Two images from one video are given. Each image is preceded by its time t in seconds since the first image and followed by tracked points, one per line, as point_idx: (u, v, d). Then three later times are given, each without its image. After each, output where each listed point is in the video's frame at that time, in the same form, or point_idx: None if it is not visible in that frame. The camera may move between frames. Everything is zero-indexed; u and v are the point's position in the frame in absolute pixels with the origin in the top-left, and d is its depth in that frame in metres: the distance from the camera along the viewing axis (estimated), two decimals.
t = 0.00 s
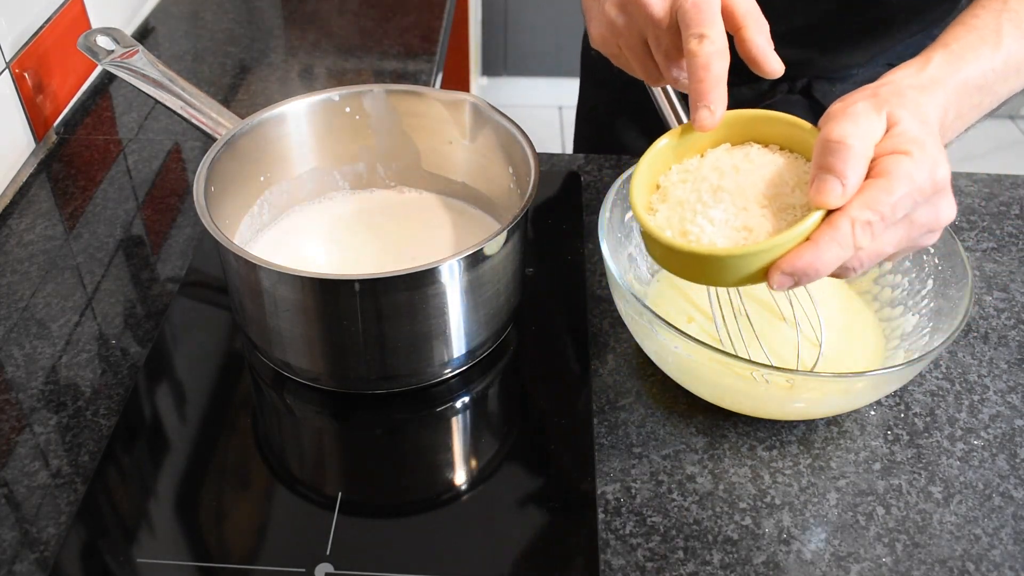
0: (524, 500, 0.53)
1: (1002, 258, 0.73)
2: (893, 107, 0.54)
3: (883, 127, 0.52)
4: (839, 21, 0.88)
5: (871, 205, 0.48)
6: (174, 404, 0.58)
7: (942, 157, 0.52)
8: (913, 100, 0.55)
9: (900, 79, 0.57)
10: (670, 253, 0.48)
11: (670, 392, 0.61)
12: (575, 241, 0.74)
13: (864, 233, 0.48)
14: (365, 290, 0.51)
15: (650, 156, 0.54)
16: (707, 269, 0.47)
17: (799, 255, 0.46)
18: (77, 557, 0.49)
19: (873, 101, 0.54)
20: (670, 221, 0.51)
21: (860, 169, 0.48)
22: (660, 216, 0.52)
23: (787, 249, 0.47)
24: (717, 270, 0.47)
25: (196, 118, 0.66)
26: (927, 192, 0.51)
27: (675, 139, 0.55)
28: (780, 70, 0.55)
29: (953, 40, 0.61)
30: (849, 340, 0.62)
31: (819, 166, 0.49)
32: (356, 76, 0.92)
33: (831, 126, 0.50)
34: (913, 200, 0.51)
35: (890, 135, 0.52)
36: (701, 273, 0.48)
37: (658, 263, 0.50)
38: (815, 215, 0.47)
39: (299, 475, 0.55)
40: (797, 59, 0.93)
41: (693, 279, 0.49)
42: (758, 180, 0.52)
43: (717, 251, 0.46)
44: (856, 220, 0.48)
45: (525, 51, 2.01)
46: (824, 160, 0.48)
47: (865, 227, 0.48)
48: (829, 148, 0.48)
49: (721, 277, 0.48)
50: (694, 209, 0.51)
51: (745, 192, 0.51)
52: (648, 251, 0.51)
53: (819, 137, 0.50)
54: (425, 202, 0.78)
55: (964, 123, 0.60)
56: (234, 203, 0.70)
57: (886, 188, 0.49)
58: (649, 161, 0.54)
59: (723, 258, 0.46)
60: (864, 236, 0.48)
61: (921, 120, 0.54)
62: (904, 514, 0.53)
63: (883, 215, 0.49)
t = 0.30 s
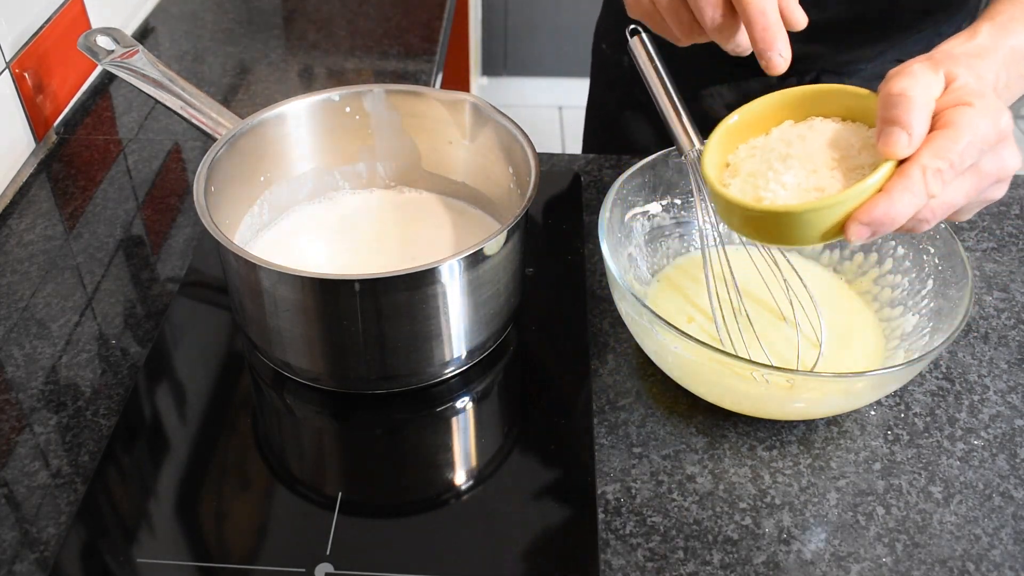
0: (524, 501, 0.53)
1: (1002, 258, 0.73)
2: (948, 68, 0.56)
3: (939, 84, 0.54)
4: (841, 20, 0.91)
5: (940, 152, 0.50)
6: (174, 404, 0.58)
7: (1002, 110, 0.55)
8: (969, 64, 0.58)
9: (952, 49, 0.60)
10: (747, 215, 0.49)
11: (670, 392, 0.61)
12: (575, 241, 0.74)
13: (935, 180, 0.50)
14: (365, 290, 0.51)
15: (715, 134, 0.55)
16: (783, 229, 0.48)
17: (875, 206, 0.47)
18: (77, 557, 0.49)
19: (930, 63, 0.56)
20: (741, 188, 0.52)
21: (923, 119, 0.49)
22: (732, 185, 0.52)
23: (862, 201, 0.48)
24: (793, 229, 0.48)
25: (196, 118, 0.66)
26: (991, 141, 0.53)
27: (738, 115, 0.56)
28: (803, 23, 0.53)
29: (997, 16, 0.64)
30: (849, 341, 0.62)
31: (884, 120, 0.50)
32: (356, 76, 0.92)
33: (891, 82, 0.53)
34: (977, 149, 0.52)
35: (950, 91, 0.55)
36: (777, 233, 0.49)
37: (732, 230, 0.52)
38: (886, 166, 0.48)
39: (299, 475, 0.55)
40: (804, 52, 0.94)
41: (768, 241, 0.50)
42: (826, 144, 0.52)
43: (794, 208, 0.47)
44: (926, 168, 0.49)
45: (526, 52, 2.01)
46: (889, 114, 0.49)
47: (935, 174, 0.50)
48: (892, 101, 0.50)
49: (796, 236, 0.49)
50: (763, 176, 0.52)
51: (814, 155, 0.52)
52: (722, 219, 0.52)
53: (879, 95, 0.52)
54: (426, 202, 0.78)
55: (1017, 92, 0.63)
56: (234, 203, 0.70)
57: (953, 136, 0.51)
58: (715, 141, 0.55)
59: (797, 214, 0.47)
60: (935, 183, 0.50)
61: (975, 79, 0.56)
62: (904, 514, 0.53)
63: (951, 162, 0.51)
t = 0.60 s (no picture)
0: (523, 501, 0.53)
1: (1002, 258, 0.73)
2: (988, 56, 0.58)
3: (984, 70, 0.57)
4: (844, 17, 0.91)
5: (990, 133, 0.52)
6: (174, 404, 0.58)
7: None
8: (1010, 49, 0.60)
9: (990, 40, 0.62)
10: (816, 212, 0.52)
11: (670, 392, 0.61)
12: (575, 241, 0.74)
13: (988, 159, 0.52)
14: (365, 290, 0.51)
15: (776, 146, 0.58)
16: (849, 219, 0.51)
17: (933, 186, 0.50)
18: (77, 556, 0.49)
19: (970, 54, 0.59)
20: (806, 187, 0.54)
21: (970, 103, 0.52)
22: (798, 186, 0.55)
23: (921, 185, 0.50)
24: (859, 218, 0.51)
25: (196, 118, 0.66)
26: None
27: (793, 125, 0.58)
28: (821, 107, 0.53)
29: None
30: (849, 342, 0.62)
31: (932, 108, 0.52)
32: (357, 76, 0.92)
33: (936, 72, 0.55)
34: None
35: (993, 77, 0.57)
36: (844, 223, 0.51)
37: (802, 223, 0.55)
38: (939, 149, 0.51)
39: (299, 475, 0.55)
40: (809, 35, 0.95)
41: (838, 230, 0.53)
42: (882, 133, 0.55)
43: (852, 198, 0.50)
44: (979, 147, 0.51)
45: (526, 52, 2.01)
46: (934, 99, 0.52)
47: (988, 153, 0.52)
48: (938, 91, 0.52)
49: (863, 224, 0.52)
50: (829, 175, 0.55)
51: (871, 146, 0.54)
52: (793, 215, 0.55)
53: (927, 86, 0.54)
54: (427, 202, 0.78)
55: None
56: (234, 203, 0.70)
57: (999, 118, 0.53)
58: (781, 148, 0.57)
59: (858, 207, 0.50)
60: (988, 162, 0.52)
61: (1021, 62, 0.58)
62: (904, 514, 0.53)
63: (999, 141, 0.53)
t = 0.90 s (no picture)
0: (523, 501, 0.53)
1: (1003, 258, 0.73)
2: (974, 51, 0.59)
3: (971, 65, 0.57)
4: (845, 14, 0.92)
5: (978, 128, 0.53)
6: (174, 404, 0.58)
7: None
8: (995, 45, 0.60)
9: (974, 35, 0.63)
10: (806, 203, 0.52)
11: (670, 392, 0.61)
12: (575, 241, 0.74)
13: (977, 153, 0.52)
14: (365, 290, 0.51)
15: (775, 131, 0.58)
16: (841, 211, 0.51)
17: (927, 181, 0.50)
18: (77, 556, 0.49)
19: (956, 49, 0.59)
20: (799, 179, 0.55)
21: (958, 98, 0.52)
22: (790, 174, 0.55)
23: (912, 180, 0.51)
24: (851, 211, 0.51)
25: (196, 119, 0.66)
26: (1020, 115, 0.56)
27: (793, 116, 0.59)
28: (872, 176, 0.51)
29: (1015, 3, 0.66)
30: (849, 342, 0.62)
31: (921, 105, 0.53)
32: (356, 75, 0.92)
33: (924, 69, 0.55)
34: (1011, 122, 0.55)
35: (979, 72, 0.57)
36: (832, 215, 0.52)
37: (797, 217, 0.54)
38: (931, 144, 0.51)
39: (299, 475, 0.55)
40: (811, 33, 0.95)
41: (829, 223, 0.53)
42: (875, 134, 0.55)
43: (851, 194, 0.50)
44: (969, 142, 0.52)
45: (526, 52, 2.01)
46: (926, 95, 0.53)
47: (978, 148, 0.53)
48: (928, 88, 0.53)
49: (854, 218, 0.52)
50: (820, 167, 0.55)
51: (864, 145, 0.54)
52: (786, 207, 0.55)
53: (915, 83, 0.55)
54: (427, 202, 0.78)
55: None
56: (234, 203, 0.70)
57: (986, 113, 0.54)
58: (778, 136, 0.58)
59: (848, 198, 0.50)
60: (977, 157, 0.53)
61: (1007, 58, 0.59)
62: (904, 514, 0.53)
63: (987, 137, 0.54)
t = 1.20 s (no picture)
0: (523, 501, 0.53)
1: (1002, 258, 0.73)
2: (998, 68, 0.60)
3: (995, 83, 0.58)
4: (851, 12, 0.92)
5: (1002, 145, 0.54)
6: (174, 405, 0.58)
7: None
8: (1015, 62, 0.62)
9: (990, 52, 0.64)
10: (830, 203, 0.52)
11: (670, 392, 0.61)
12: (575, 241, 0.74)
13: (997, 170, 0.54)
14: (365, 290, 0.51)
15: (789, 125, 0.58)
16: (860, 214, 0.52)
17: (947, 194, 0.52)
18: (77, 556, 0.49)
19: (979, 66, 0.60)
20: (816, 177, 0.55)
21: (982, 114, 0.54)
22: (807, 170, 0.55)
23: (933, 192, 0.52)
24: (870, 216, 0.52)
25: (196, 118, 0.66)
26: None
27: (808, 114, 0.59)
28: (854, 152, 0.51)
29: None
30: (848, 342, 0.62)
31: (946, 117, 0.54)
32: (356, 76, 0.92)
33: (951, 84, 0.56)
34: None
35: (1002, 89, 0.58)
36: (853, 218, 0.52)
37: (809, 216, 0.55)
38: (953, 157, 0.52)
39: (299, 475, 0.55)
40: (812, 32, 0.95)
41: (842, 225, 0.53)
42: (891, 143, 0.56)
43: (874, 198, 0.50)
44: (991, 158, 0.53)
45: (526, 52, 2.01)
46: (950, 109, 0.54)
47: (999, 164, 0.54)
48: (952, 101, 0.54)
49: (871, 223, 0.52)
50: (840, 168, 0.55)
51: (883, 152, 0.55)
52: (798, 206, 0.55)
53: (940, 97, 0.56)
54: (427, 202, 0.78)
55: None
56: (234, 203, 0.70)
57: (1009, 131, 0.55)
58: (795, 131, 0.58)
59: (872, 202, 0.51)
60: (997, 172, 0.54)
61: None
62: (904, 514, 0.53)
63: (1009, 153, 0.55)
